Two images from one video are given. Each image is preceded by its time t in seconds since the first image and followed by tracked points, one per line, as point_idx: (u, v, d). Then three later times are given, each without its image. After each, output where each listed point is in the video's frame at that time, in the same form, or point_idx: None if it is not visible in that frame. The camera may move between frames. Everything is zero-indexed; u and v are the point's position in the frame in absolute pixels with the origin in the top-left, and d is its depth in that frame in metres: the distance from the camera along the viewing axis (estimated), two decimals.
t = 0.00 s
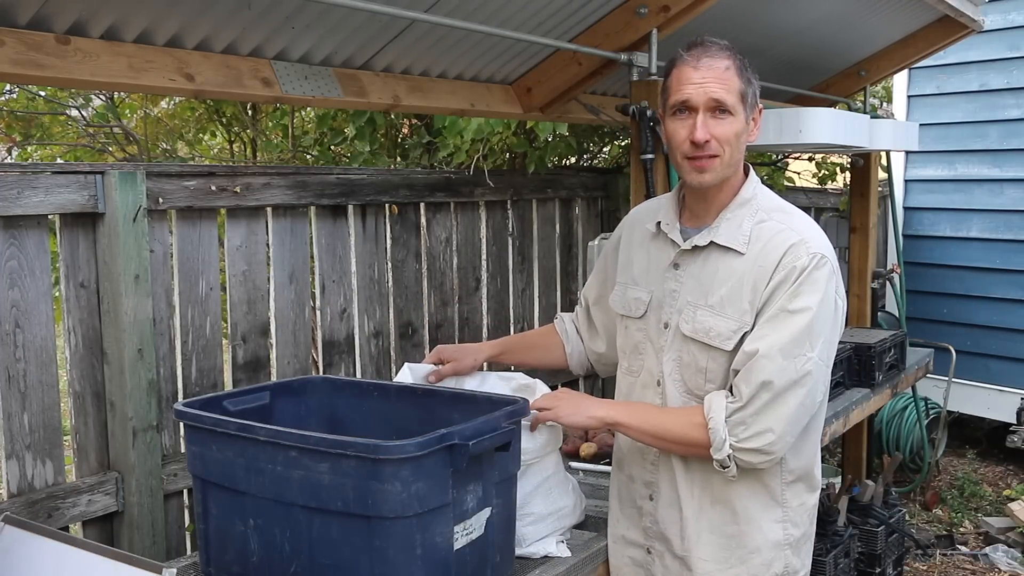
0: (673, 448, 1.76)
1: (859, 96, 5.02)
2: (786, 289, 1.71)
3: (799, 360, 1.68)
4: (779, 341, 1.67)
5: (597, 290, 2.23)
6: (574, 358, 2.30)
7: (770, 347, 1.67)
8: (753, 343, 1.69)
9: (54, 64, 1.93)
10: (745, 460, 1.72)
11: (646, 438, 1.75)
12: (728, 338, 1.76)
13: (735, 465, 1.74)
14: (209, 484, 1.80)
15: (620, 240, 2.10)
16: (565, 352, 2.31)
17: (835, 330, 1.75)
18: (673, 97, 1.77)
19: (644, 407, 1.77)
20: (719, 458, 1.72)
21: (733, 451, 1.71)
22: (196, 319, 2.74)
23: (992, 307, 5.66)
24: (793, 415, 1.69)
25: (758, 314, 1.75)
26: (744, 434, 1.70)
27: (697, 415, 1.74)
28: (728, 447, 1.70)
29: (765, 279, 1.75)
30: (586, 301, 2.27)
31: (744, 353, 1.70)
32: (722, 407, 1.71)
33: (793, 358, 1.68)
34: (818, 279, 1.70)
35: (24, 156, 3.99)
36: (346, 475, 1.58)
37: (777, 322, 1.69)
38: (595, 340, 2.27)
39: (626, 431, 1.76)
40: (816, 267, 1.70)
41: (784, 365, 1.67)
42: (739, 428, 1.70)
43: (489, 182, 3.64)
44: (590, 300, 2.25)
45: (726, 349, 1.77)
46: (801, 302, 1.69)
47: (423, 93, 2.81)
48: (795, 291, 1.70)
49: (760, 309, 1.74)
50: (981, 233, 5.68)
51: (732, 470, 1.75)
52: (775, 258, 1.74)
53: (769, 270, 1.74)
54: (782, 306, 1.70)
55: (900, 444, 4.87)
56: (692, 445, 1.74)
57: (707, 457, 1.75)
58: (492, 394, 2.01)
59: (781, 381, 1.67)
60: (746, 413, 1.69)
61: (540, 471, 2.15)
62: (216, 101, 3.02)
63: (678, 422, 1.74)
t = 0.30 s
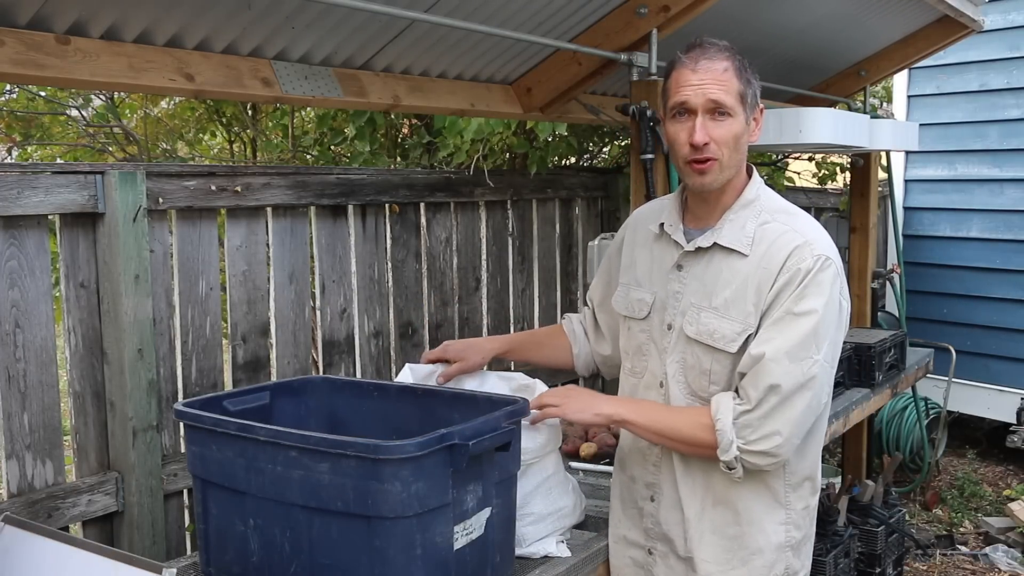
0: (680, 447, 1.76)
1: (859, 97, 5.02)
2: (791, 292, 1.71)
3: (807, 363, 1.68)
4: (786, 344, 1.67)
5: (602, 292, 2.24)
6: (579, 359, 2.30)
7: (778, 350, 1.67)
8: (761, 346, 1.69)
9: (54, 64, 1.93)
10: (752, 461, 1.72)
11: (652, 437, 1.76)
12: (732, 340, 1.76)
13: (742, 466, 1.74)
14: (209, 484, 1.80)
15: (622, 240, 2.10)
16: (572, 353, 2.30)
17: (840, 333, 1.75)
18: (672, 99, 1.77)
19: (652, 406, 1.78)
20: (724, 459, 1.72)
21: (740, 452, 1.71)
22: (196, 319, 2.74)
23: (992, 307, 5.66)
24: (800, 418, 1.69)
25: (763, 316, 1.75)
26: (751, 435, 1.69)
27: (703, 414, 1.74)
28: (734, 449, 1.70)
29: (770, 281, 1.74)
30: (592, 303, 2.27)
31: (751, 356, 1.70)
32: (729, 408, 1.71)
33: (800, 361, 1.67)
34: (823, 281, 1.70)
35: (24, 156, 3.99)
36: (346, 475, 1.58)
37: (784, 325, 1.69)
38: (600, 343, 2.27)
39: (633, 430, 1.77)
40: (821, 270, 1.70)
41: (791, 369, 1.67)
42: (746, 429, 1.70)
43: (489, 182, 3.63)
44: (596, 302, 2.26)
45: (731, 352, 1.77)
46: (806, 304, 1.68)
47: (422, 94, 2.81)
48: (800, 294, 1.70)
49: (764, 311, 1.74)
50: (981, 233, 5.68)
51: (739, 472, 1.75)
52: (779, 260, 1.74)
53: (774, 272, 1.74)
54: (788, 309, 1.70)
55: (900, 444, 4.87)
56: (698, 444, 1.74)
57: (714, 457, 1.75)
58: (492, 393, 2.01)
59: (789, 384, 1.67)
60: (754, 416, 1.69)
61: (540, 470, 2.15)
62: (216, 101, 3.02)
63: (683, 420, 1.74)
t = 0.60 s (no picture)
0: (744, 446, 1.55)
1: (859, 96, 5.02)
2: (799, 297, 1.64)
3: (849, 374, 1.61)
4: (836, 358, 1.58)
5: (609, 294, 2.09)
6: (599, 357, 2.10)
7: (830, 366, 1.57)
8: (819, 367, 1.56)
9: (54, 64, 1.93)
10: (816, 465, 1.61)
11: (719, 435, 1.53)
12: (729, 343, 1.71)
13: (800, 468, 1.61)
14: (209, 484, 1.80)
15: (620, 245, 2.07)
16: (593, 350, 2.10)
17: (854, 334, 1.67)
18: (667, 98, 1.75)
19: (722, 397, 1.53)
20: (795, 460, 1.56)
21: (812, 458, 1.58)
22: (196, 319, 2.74)
23: (992, 307, 5.66)
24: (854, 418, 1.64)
25: (762, 318, 1.70)
26: (827, 442, 1.58)
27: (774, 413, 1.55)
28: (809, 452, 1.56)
29: (767, 282, 1.69)
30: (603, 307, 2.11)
31: (807, 377, 1.57)
32: (804, 413, 1.57)
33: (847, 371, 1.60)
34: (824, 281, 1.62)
35: (24, 156, 3.99)
36: (346, 475, 1.58)
37: (826, 339, 1.58)
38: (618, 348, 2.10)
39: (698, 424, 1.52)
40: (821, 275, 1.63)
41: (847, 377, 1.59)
42: (821, 436, 1.57)
43: (489, 182, 3.63)
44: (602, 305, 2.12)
45: (728, 354, 1.72)
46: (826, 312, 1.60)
47: (422, 94, 2.81)
48: (804, 299, 1.63)
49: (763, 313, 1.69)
50: (981, 233, 5.68)
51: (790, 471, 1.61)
52: (778, 262, 1.68)
53: (772, 274, 1.69)
54: (825, 322, 1.60)
55: (900, 444, 4.87)
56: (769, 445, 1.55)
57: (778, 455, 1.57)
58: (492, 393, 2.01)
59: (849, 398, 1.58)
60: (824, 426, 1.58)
61: (539, 471, 2.17)
62: (216, 101, 3.02)
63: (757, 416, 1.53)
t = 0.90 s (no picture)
0: (792, 449, 1.53)
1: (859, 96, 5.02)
2: (814, 298, 1.65)
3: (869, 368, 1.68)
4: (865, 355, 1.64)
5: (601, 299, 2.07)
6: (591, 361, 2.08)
7: (864, 364, 1.62)
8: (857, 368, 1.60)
9: (54, 64, 1.93)
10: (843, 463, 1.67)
11: (781, 437, 1.50)
12: (741, 345, 1.72)
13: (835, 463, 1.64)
14: (209, 484, 1.80)
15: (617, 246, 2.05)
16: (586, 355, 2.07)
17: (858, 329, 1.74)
18: (663, 101, 1.74)
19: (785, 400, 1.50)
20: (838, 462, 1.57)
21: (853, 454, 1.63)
22: (196, 319, 2.74)
23: (992, 307, 5.66)
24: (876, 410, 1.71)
25: (773, 319, 1.71)
26: (863, 439, 1.63)
27: (823, 417, 1.55)
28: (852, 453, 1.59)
29: (778, 283, 1.70)
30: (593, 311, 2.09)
31: (848, 377, 1.60)
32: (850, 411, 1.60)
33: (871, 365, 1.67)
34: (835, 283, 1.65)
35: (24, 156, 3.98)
36: (345, 475, 1.58)
37: (854, 337, 1.63)
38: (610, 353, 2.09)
39: (766, 426, 1.47)
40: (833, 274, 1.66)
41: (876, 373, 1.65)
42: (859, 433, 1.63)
43: (489, 182, 3.63)
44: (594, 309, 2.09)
45: (740, 356, 1.72)
46: (844, 310, 1.64)
47: (422, 94, 2.81)
48: (818, 298, 1.65)
49: (774, 314, 1.70)
50: (981, 233, 5.68)
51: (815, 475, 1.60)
52: (788, 262, 1.69)
53: (782, 275, 1.69)
54: (849, 320, 1.64)
55: (901, 444, 4.87)
56: (817, 449, 1.55)
57: (815, 458, 1.56)
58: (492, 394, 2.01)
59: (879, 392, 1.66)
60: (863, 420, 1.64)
61: (539, 471, 2.17)
62: (216, 101, 3.02)
63: (814, 419, 1.54)
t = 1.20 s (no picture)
0: (800, 453, 1.55)
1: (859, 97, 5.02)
2: (818, 299, 1.65)
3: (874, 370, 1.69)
4: (870, 358, 1.64)
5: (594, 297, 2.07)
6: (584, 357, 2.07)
7: (868, 367, 1.63)
8: (862, 372, 1.61)
9: (54, 64, 1.93)
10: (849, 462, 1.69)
11: (790, 443, 1.51)
12: (744, 346, 1.71)
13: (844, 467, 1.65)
14: (209, 484, 1.80)
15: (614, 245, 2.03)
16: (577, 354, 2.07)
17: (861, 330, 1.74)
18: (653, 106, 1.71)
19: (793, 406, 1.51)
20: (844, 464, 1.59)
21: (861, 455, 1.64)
22: (196, 319, 2.74)
23: (993, 307, 5.66)
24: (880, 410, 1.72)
25: (776, 321, 1.70)
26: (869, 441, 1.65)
27: (830, 421, 1.56)
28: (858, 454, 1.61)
29: (781, 283, 1.69)
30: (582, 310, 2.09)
31: (853, 381, 1.61)
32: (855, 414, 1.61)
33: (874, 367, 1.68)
34: (839, 284, 1.65)
35: (24, 156, 3.99)
36: (345, 475, 1.58)
37: (858, 340, 1.64)
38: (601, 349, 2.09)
39: (776, 434, 1.48)
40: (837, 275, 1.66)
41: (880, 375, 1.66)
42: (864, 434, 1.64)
43: (489, 182, 3.63)
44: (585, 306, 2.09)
45: (743, 358, 1.71)
46: (848, 313, 1.65)
47: (422, 94, 2.81)
48: (823, 300, 1.65)
49: (776, 315, 1.70)
50: (981, 233, 5.68)
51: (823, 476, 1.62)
52: (791, 263, 1.69)
53: (785, 276, 1.69)
54: (853, 323, 1.65)
55: (901, 444, 4.87)
56: (824, 452, 1.56)
57: (824, 460, 1.58)
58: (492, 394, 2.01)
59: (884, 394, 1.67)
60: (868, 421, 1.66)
61: (539, 471, 2.18)
62: (216, 101, 3.02)
63: (822, 421, 1.55)
